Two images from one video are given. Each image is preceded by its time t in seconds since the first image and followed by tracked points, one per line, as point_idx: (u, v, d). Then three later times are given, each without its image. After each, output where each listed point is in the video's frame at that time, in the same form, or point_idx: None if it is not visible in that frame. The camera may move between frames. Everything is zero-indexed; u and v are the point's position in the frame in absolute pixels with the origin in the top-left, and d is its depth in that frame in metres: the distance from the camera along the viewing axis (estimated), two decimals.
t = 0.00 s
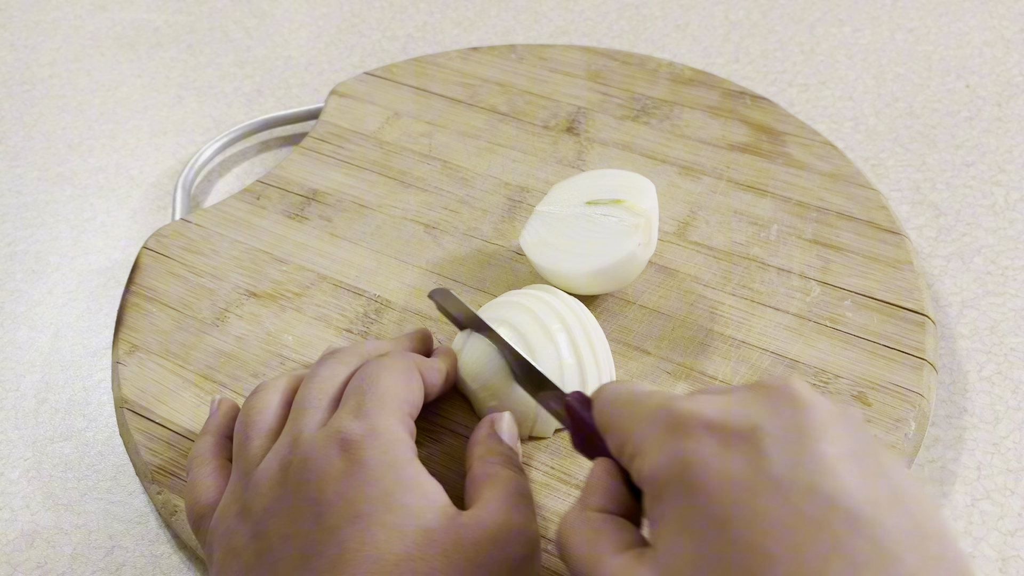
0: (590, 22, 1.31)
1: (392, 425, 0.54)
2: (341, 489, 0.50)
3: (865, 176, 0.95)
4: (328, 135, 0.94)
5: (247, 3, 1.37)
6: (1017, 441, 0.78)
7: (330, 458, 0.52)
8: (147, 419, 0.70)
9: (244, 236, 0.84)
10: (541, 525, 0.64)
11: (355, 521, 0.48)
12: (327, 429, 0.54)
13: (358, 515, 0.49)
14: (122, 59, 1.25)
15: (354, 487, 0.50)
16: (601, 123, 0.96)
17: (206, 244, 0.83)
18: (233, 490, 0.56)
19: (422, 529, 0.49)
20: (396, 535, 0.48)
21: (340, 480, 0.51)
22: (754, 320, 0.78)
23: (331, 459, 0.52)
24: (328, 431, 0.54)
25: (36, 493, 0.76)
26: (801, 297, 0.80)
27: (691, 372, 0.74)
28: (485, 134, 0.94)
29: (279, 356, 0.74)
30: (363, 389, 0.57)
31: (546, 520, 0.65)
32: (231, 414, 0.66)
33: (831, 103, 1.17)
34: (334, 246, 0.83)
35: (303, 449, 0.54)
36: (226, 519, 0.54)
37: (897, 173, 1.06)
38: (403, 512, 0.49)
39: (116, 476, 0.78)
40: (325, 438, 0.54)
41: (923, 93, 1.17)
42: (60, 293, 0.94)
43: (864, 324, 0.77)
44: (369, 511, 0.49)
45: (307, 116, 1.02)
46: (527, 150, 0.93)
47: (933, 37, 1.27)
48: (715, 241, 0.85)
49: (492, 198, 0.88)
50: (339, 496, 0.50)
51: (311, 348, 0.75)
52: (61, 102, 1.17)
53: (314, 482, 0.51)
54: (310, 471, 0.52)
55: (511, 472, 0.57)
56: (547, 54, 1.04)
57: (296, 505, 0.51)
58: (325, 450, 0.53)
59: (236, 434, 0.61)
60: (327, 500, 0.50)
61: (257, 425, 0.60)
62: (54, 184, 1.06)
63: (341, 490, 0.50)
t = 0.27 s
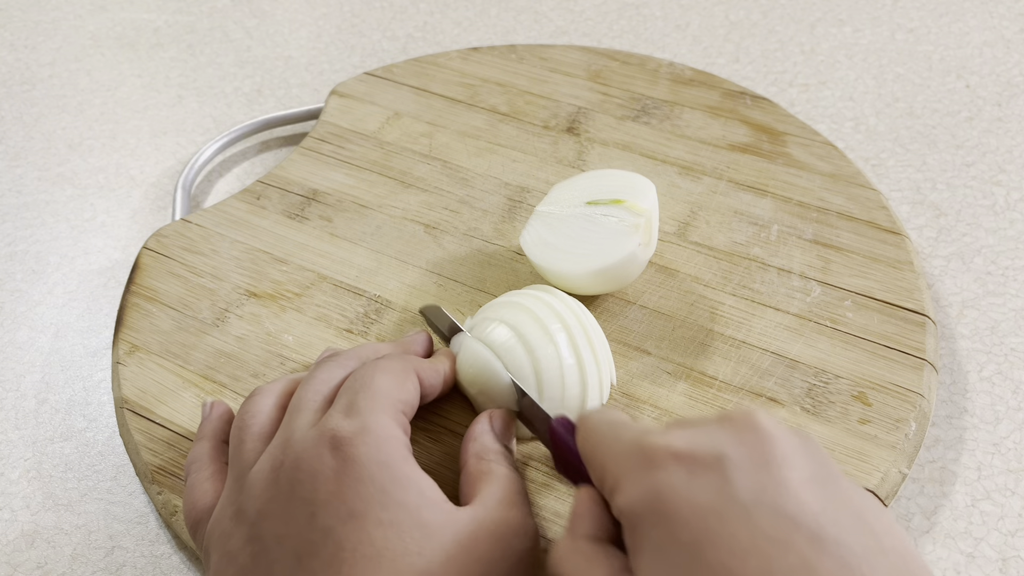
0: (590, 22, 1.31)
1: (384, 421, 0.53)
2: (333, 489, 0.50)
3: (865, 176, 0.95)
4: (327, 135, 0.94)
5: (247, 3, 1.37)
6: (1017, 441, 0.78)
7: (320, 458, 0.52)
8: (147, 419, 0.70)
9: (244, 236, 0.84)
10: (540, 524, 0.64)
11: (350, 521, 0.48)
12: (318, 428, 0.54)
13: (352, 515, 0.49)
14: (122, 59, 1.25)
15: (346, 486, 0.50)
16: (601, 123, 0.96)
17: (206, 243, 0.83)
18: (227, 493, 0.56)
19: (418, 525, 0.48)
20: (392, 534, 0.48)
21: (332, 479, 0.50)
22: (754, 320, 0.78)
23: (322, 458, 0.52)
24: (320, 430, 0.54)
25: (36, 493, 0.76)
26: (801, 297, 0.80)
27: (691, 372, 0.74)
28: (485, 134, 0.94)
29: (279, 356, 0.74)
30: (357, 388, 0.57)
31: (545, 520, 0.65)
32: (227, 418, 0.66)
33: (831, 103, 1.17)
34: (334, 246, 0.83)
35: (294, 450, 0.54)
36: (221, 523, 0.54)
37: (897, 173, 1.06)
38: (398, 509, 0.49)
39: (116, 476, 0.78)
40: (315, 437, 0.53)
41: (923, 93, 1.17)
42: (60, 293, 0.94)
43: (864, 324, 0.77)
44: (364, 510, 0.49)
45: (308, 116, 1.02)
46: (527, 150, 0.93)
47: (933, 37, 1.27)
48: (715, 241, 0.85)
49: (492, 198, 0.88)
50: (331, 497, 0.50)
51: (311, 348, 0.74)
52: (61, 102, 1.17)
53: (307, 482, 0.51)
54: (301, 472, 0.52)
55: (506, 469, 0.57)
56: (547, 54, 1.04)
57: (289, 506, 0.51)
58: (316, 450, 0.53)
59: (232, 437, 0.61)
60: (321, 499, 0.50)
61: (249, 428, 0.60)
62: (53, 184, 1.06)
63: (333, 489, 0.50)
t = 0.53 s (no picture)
0: (590, 22, 1.31)
1: (382, 420, 0.53)
2: (331, 488, 0.50)
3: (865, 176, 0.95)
4: (327, 135, 0.94)
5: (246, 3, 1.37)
6: (1016, 441, 0.78)
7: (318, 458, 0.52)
8: (146, 418, 0.70)
9: (244, 236, 0.84)
10: (539, 524, 0.65)
11: (347, 520, 0.49)
12: (316, 428, 0.54)
13: (349, 514, 0.49)
14: (122, 59, 1.25)
15: (344, 485, 0.50)
16: (601, 123, 0.96)
17: (207, 243, 0.83)
18: (225, 492, 0.56)
19: (415, 524, 0.49)
20: (389, 533, 0.48)
21: (330, 477, 0.51)
22: (753, 320, 0.78)
23: (320, 458, 0.52)
24: (318, 429, 0.54)
25: (36, 493, 0.76)
26: (801, 297, 0.80)
27: (691, 371, 0.74)
28: (485, 134, 0.94)
29: (279, 356, 0.74)
30: (355, 387, 0.57)
31: (545, 520, 0.65)
32: (227, 416, 0.66)
33: (831, 102, 1.17)
34: (333, 246, 0.83)
35: (292, 450, 0.54)
36: (219, 522, 0.54)
37: (896, 172, 1.06)
38: (396, 508, 0.49)
39: (116, 476, 0.78)
40: (314, 437, 0.54)
41: (923, 92, 1.18)
42: (60, 293, 0.94)
43: (863, 324, 0.77)
44: (362, 509, 0.49)
45: (308, 116, 1.02)
46: (527, 150, 0.93)
47: (933, 37, 1.28)
48: (714, 241, 0.85)
49: (491, 198, 0.88)
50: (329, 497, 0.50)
51: (311, 348, 0.75)
52: (60, 103, 1.17)
53: (305, 481, 0.51)
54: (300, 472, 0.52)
55: (507, 469, 0.57)
56: (547, 55, 1.04)
57: (286, 506, 0.51)
58: (315, 449, 0.53)
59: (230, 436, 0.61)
60: (318, 499, 0.50)
61: (248, 427, 0.60)
62: (53, 184, 1.06)
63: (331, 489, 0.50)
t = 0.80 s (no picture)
0: (590, 22, 1.32)
1: (367, 416, 0.51)
2: (309, 484, 0.49)
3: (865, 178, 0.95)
4: (329, 135, 0.94)
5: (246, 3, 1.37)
6: (1016, 441, 0.79)
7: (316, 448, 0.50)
8: (146, 416, 0.69)
9: (246, 235, 0.84)
10: (539, 523, 0.65)
11: (319, 516, 0.47)
12: (299, 416, 0.53)
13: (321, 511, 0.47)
14: (122, 59, 1.25)
15: (322, 482, 0.48)
16: (602, 125, 0.96)
17: (208, 242, 0.83)
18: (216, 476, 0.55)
19: (386, 526, 0.47)
20: (358, 531, 0.46)
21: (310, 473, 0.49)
22: (753, 320, 0.78)
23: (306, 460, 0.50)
24: (303, 419, 0.52)
25: (36, 493, 0.76)
26: (801, 298, 0.80)
27: (691, 372, 0.74)
28: (486, 135, 0.95)
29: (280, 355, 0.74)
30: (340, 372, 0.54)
31: (545, 520, 0.65)
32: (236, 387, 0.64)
33: (830, 103, 1.17)
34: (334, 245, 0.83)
35: (283, 440, 0.52)
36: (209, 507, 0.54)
37: (896, 173, 1.06)
38: (370, 507, 0.47)
39: (116, 476, 0.78)
40: (298, 427, 0.52)
41: (923, 93, 1.18)
42: (60, 293, 0.94)
43: (863, 326, 0.77)
44: (334, 507, 0.47)
45: (309, 116, 1.03)
46: (528, 151, 0.93)
47: (932, 37, 1.28)
48: (715, 242, 0.85)
49: (492, 199, 0.88)
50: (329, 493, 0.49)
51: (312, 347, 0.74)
52: (60, 103, 1.17)
53: (285, 472, 0.50)
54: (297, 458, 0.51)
55: (517, 476, 0.52)
56: (548, 56, 1.04)
57: (268, 495, 0.50)
58: (297, 440, 0.51)
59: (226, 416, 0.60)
60: (293, 492, 0.48)
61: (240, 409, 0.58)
62: (53, 184, 1.06)
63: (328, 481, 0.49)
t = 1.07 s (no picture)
0: (590, 21, 1.32)
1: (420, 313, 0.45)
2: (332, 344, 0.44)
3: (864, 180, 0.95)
4: (330, 136, 0.94)
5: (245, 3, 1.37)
6: (1015, 441, 0.79)
7: (353, 298, 0.45)
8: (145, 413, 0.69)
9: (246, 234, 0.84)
10: (538, 521, 0.65)
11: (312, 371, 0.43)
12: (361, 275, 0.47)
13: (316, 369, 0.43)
14: (122, 59, 1.25)
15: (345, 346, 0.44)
16: (603, 126, 0.96)
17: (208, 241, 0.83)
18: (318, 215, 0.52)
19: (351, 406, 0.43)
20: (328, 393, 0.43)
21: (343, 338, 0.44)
22: (752, 321, 0.78)
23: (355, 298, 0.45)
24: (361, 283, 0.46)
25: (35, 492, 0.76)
26: (800, 299, 0.80)
27: (690, 372, 0.74)
28: (487, 136, 0.95)
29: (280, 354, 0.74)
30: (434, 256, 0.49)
31: (544, 518, 0.65)
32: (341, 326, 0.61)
33: (830, 103, 1.18)
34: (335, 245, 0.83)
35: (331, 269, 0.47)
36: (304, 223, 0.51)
37: (896, 173, 1.06)
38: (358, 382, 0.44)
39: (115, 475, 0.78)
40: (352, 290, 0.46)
41: (922, 93, 1.19)
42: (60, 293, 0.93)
43: (862, 327, 0.77)
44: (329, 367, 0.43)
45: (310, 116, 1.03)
46: (529, 152, 0.93)
47: (932, 38, 1.29)
48: (715, 243, 0.85)
49: (492, 199, 0.88)
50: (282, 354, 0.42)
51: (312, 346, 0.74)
52: (60, 103, 1.17)
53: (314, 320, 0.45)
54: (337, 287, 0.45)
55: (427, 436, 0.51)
56: (549, 58, 1.04)
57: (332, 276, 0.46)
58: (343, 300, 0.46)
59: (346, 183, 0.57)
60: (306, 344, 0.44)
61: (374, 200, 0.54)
62: (53, 184, 1.05)
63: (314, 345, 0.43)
